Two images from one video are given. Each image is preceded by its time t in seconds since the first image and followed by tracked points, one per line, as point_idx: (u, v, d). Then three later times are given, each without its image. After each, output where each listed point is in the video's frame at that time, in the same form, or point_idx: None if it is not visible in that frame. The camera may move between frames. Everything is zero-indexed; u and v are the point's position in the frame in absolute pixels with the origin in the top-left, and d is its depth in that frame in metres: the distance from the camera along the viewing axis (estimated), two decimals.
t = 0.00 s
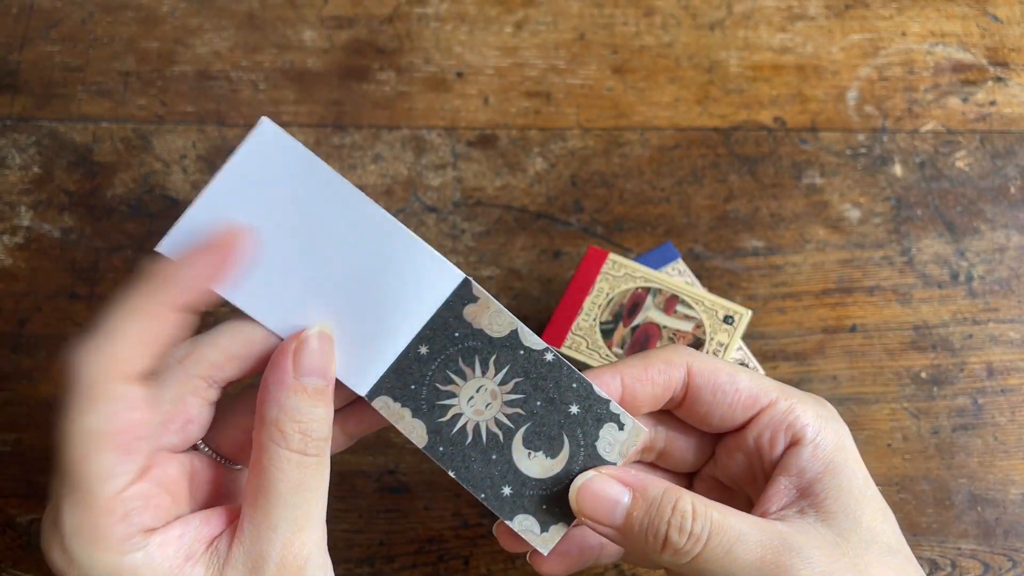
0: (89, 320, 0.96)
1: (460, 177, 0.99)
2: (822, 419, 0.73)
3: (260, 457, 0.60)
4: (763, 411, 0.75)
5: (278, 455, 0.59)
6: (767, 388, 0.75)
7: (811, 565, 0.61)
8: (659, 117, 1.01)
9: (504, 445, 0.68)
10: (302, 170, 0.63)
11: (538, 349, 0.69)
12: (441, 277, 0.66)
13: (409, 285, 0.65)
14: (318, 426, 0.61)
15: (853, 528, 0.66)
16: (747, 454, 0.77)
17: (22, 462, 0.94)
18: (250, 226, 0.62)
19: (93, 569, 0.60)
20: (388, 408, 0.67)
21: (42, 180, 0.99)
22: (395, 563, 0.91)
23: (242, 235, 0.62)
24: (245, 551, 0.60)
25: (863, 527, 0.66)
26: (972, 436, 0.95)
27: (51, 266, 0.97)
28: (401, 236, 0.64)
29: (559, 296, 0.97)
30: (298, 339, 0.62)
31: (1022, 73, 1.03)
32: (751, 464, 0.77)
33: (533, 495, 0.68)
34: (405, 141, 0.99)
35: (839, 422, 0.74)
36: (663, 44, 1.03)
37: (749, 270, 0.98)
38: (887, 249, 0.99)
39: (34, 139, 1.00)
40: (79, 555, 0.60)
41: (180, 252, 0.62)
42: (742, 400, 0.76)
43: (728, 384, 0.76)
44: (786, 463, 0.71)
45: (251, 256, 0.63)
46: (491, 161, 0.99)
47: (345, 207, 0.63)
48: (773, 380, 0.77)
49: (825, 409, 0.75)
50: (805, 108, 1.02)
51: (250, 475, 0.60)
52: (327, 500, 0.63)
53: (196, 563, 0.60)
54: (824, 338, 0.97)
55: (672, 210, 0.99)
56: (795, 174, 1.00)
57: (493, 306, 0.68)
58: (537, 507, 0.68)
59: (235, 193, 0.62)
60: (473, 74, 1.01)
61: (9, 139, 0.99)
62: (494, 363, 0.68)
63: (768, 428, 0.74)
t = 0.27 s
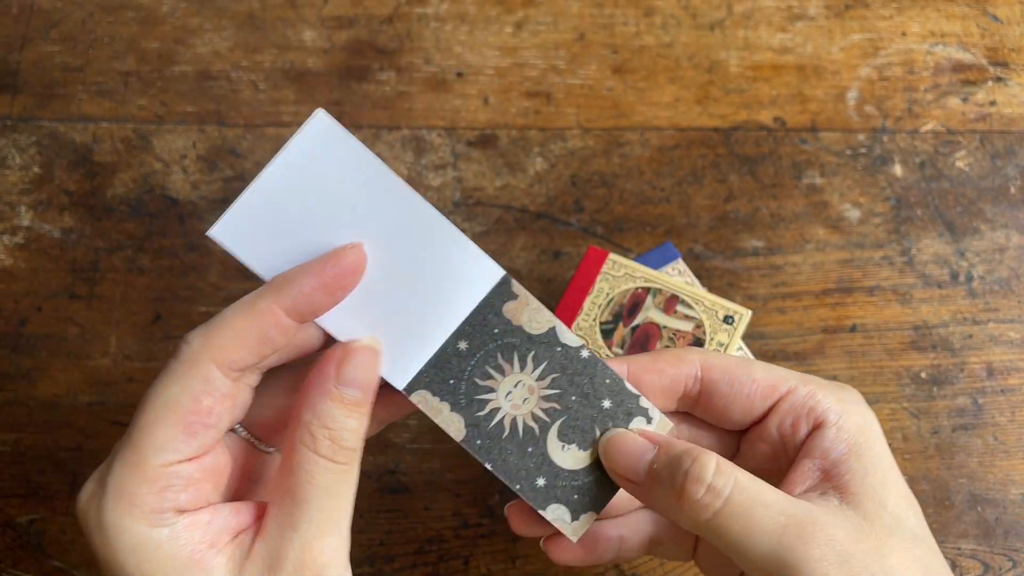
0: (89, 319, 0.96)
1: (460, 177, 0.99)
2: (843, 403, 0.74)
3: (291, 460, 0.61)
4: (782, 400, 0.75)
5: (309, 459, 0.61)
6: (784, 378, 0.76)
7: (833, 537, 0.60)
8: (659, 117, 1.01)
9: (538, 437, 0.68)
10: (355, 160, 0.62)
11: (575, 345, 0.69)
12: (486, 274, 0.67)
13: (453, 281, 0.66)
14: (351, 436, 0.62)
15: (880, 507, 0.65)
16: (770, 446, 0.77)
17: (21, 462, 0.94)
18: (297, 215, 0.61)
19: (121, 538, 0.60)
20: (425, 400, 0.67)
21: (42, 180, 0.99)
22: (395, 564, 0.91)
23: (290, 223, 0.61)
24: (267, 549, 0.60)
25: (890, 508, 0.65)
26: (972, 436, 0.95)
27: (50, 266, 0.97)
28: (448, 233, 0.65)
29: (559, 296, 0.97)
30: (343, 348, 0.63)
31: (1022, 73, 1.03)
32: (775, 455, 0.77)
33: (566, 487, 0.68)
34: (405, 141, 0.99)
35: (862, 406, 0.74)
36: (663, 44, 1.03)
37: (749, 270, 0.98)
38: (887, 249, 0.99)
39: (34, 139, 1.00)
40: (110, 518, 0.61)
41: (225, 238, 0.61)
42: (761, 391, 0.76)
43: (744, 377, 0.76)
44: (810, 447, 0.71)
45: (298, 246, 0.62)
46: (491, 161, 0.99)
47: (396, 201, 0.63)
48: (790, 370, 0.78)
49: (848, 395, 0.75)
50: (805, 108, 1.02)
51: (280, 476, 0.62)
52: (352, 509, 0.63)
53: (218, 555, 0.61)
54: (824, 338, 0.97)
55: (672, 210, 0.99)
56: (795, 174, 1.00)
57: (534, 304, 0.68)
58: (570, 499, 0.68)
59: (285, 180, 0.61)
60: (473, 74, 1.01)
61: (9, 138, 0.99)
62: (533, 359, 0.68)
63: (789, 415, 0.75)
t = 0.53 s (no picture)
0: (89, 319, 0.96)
1: (460, 177, 0.99)
2: (876, 401, 0.72)
3: (345, 515, 0.58)
4: (813, 395, 0.74)
5: (361, 515, 0.57)
6: (816, 371, 0.75)
7: (840, 535, 0.60)
8: (659, 117, 1.01)
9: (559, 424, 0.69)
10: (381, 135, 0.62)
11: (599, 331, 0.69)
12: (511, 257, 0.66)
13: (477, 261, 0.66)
14: (412, 498, 0.58)
15: (896, 508, 0.64)
16: (799, 441, 0.76)
17: (21, 462, 0.94)
18: (323, 190, 0.62)
19: (152, 540, 0.60)
20: (446, 382, 0.67)
21: (43, 180, 0.99)
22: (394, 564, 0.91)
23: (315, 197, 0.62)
24: None
25: (908, 510, 0.64)
26: (972, 436, 0.95)
27: (50, 266, 0.97)
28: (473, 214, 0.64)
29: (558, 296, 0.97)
30: (405, 405, 0.60)
31: (1022, 73, 1.03)
32: (802, 450, 0.76)
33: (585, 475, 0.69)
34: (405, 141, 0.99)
35: (897, 405, 0.72)
36: (663, 44, 1.03)
37: (749, 270, 0.98)
38: (887, 250, 0.99)
39: (33, 139, 1.00)
40: (144, 519, 0.60)
41: (251, 205, 0.62)
42: (791, 384, 0.75)
43: (772, 368, 0.76)
44: (835, 442, 0.70)
45: (322, 219, 0.63)
46: (491, 161, 0.99)
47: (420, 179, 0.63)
48: (822, 365, 0.77)
49: (883, 393, 0.74)
50: (805, 108, 1.02)
51: (331, 530, 0.58)
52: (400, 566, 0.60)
53: None
54: (824, 338, 0.97)
55: (672, 210, 0.99)
56: (795, 174, 1.00)
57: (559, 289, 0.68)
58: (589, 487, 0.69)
59: (312, 153, 0.61)
60: (473, 74, 1.01)
61: (9, 139, 1.00)
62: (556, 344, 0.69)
63: (818, 409, 0.73)
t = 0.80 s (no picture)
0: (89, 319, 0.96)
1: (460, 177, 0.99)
2: (881, 402, 0.72)
3: (374, 535, 0.58)
4: (818, 395, 0.74)
5: (393, 536, 0.58)
6: (821, 372, 0.76)
7: (841, 531, 0.60)
8: (659, 117, 1.01)
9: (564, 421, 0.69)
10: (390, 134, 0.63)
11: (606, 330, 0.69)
12: (518, 255, 0.67)
13: (484, 259, 0.67)
14: (442, 520, 0.59)
15: (899, 506, 0.64)
16: (803, 442, 0.76)
17: (21, 462, 0.94)
18: (332, 188, 0.63)
19: (174, 546, 0.59)
20: (451, 378, 0.68)
21: (43, 180, 0.99)
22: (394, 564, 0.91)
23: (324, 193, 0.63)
24: None
25: (912, 509, 0.64)
26: (972, 436, 0.95)
27: (49, 266, 0.97)
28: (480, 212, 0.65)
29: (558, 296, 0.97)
30: (435, 433, 0.60)
31: (1022, 73, 1.03)
32: (806, 451, 0.76)
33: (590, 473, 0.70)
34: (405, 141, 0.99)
35: (903, 407, 0.72)
36: (663, 44, 1.03)
37: (749, 270, 0.98)
38: (887, 249, 0.99)
39: (34, 139, 1.00)
40: (167, 524, 0.60)
41: (260, 201, 0.63)
42: (796, 384, 0.76)
43: (778, 368, 0.77)
44: (840, 442, 0.70)
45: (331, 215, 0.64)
46: (491, 162, 0.99)
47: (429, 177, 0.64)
48: (828, 367, 0.77)
49: (888, 394, 0.74)
50: (805, 108, 1.02)
51: (358, 549, 0.59)
52: None
53: None
54: (824, 338, 0.97)
55: (672, 210, 0.99)
56: (795, 174, 1.00)
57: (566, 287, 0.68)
58: (593, 484, 0.70)
59: (322, 150, 0.62)
60: (473, 74, 1.01)
61: (9, 139, 0.99)
62: (562, 342, 0.69)
63: (823, 409, 0.73)
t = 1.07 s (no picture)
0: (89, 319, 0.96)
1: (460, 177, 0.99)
2: (887, 398, 0.72)
3: (423, 552, 0.61)
4: (824, 388, 0.74)
5: (445, 560, 0.60)
6: (829, 367, 0.75)
7: (844, 519, 0.60)
8: (659, 117, 1.01)
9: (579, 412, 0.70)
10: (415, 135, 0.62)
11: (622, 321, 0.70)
12: (539, 251, 0.68)
13: (506, 257, 0.67)
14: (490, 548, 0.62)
15: (900, 499, 0.64)
16: (807, 435, 0.75)
17: (21, 462, 0.94)
18: (355, 192, 0.63)
19: (216, 553, 0.60)
20: (473, 373, 0.69)
21: (42, 180, 0.99)
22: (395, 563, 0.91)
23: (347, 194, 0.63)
24: None
25: (913, 502, 0.64)
26: (972, 436, 0.95)
27: (49, 266, 0.97)
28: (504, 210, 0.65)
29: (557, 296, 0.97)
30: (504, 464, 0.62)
31: (1022, 73, 1.03)
32: (811, 444, 0.75)
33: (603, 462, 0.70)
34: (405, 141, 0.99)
35: (908, 405, 0.72)
36: (663, 44, 1.03)
37: (749, 270, 0.98)
38: (887, 249, 0.99)
39: (33, 139, 0.99)
40: (211, 532, 0.60)
41: (282, 204, 0.62)
42: (803, 377, 0.75)
43: (786, 361, 0.76)
44: (844, 434, 0.70)
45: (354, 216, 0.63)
46: (491, 162, 0.99)
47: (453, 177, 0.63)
48: (836, 362, 0.77)
49: (894, 392, 0.73)
50: (805, 108, 1.02)
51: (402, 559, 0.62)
52: None
53: None
54: (824, 338, 0.97)
55: (672, 210, 0.99)
56: (795, 174, 1.00)
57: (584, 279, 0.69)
58: (606, 474, 0.70)
59: (345, 152, 0.61)
60: (473, 74, 1.01)
61: (9, 139, 0.99)
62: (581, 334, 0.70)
63: (828, 402, 0.73)
